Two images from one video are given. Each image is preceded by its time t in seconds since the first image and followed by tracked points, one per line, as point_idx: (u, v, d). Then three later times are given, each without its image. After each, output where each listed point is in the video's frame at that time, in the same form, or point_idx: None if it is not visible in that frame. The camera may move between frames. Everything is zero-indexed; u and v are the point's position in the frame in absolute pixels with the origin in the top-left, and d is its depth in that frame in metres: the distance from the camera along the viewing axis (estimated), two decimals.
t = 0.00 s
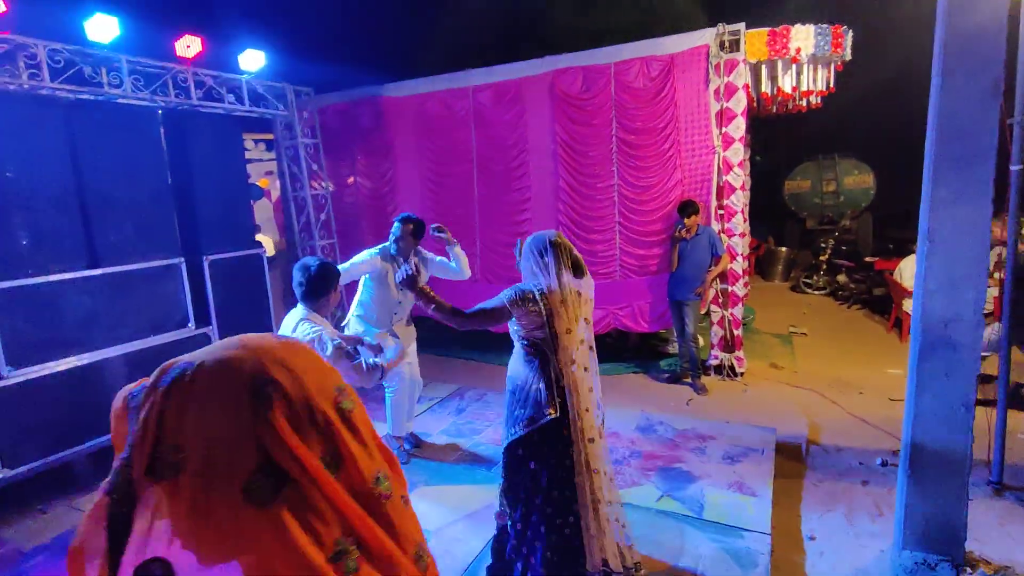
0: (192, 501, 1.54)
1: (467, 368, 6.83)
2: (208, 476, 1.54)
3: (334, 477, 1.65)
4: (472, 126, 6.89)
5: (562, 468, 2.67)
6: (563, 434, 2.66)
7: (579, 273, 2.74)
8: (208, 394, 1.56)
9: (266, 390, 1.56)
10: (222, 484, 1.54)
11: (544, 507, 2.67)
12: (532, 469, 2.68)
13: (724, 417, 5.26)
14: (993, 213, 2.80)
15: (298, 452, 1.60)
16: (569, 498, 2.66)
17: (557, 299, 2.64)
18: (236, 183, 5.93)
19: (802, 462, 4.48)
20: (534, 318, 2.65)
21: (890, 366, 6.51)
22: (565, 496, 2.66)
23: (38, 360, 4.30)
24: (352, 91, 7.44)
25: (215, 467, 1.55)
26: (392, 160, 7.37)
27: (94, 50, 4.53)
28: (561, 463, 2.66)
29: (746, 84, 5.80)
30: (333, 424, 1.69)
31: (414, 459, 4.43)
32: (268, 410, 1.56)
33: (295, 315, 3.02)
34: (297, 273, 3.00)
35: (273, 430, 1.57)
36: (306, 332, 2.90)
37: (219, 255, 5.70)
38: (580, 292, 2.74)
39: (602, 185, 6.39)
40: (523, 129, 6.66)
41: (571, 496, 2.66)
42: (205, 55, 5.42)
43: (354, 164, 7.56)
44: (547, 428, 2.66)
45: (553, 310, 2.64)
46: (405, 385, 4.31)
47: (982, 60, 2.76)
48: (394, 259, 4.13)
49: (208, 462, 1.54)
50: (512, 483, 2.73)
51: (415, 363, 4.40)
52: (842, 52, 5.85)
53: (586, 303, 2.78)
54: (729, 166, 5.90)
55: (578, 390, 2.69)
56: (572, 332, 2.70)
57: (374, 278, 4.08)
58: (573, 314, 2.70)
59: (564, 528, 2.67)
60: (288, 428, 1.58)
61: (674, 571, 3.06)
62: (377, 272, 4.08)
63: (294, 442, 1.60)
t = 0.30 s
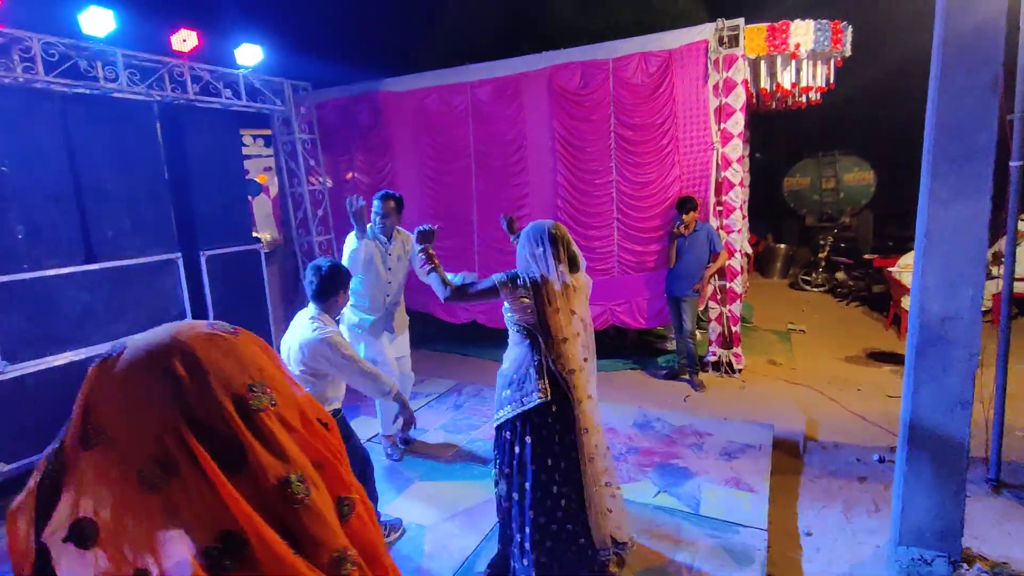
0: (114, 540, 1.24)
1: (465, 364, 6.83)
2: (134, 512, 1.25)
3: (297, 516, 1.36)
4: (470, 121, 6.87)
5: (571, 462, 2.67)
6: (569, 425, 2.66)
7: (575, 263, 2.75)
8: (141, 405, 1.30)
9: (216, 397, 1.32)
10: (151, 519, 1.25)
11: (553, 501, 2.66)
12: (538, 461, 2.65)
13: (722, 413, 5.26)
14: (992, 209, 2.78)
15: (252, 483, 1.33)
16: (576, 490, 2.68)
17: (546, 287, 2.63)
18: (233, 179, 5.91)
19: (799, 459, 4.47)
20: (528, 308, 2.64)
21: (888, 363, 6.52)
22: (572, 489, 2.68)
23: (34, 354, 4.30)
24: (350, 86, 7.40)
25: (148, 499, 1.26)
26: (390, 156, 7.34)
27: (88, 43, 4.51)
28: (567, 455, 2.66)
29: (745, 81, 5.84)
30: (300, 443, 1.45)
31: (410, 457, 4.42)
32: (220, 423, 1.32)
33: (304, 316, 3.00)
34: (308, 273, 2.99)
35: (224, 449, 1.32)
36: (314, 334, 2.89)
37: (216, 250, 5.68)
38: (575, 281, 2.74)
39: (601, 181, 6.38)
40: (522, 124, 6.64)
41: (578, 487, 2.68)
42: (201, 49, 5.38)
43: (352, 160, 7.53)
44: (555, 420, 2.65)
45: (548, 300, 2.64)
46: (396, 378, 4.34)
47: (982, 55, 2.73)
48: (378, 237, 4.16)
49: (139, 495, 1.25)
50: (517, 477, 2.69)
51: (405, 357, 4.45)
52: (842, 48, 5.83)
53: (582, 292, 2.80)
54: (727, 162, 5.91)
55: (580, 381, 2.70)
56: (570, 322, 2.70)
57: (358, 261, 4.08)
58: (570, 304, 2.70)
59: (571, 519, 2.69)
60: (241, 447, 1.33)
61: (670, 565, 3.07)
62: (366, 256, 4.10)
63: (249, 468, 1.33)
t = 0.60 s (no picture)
0: (28, 478, 1.31)
1: (468, 357, 6.82)
2: (43, 451, 1.32)
3: (204, 469, 1.40)
4: (473, 114, 6.84)
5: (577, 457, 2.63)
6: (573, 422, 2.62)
7: (578, 257, 2.70)
8: (66, 357, 1.38)
9: (135, 353, 1.41)
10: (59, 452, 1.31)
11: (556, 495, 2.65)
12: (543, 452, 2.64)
13: (725, 407, 5.24)
14: (1000, 200, 2.75)
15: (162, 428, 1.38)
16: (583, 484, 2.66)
17: (546, 279, 2.62)
18: (235, 169, 5.89)
19: (802, 452, 4.45)
20: (526, 303, 2.63)
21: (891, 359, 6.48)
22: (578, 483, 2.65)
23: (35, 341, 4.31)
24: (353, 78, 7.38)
25: (57, 439, 1.33)
26: (392, 149, 7.33)
27: (90, 30, 4.43)
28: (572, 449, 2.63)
29: (751, 73, 5.75)
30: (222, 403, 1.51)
31: (412, 447, 4.43)
32: (137, 375, 1.40)
33: (313, 305, 2.99)
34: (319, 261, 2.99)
35: (141, 401, 1.40)
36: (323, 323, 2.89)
37: (218, 241, 5.67)
38: (577, 276, 2.70)
39: (605, 174, 6.35)
40: (525, 117, 6.61)
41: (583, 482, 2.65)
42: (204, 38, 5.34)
43: (355, 152, 7.51)
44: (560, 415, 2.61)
45: (545, 295, 2.61)
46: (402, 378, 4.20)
47: (992, 43, 2.70)
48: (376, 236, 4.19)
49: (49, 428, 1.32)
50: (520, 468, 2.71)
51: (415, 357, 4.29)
52: (848, 41, 5.85)
53: (586, 289, 2.74)
54: (732, 156, 5.83)
55: (581, 379, 2.64)
56: (571, 318, 2.66)
57: (354, 254, 4.14)
58: (570, 300, 2.67)
59: (575, 514, 2.68)
60: (154, 399, 1.40)
61: (669, 558, 3.04)
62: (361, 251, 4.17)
63: (158, 418, 1.40)
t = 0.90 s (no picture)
0: None
1: (470, 341, 6.80)
2: None
3: (144, 383, 1.29)
4: (475, 96, 6.77)
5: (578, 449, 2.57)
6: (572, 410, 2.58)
7: (580, 235, 2.64)
8: None
9: (72, 257, 1.26)
10: None
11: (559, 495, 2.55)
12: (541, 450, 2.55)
13: (728, 389, 5.23)
14: (1013, 172, 2.70)
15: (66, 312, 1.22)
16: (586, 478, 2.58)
17: (547, 258, 2.54)
18: (235, 151, 5.85)
19: (806, 433, 4.44)
20: (529, 284, 2.55)
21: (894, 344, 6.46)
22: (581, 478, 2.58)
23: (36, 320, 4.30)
24: (353, 61, 7.30)
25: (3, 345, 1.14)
26: (393, 132, 7.27)
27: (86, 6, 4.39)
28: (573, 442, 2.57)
29: (756, 54, 5.69)
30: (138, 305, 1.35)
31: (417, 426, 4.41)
32: (72, 279, 1.25)
33: (310, 273, 2.96)
34: (320, 228, 2.97)
35: (77, 305, 1.25)
36: (320, 294, 2.86)
37: (219, 223, 5.63)
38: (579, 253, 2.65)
39: (608, 157, 6.30)
40: (527, 99, 6.55)
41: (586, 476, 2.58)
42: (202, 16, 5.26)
43: (355, 136, 7.46)
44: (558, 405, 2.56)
45: (549, 275, 2.54)
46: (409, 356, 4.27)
47: (1008, 11, 2.63)
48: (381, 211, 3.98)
49: None
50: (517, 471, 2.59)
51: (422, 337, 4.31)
52: (855, 22, 5.59)
53: (588, 266, 2.71)
54: (736, 138, 5.79)
55: (585, 361, 2.60)
56: (574, 298, 2.61)
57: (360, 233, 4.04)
58: (574, 279, 2.61)
59: (580, 511, 2.59)
60: (95, 308, 1.26)
61: (675, 535, 3.04)
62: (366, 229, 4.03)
63: (100, 327, 1.26)
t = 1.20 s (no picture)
0: None
1: (468, 325, 6.77)
2: None
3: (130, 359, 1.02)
4: (470, 77, 6.69)
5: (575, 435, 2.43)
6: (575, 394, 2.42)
7: (577, 195, 2.44)
8: None
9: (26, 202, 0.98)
10: None
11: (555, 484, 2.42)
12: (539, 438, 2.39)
13: (729, 365, 5.23)
14: (1020, 133, 2.68)
15: None
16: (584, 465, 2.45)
17: (544, 220, 2.37)
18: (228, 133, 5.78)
19: (808, 407, 4.44)
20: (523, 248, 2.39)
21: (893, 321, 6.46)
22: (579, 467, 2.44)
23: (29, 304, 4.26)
24: (345, 43, 7.20)
25: None
26: (388, 116, 7.19)
27: None
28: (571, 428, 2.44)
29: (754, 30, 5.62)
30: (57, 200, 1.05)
31: (416, 407, 4.35)
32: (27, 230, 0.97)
33: (298, 251, 2.90)
34: (309, 205, 2.89)
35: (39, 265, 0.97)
36: (310, 274, 2.80)
37: (213, 206, 5.58)
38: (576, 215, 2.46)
39: (605, 137, 6.24)
40: (523, 79, 6.47)
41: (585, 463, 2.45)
42: None
43: (349, 120, 7.37)
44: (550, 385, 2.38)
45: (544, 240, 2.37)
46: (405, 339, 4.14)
47: None
48: (379, 192, 3.85)
49: None
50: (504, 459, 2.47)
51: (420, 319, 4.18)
52: None
53: (586, 230, 2.52)
54: (735, 115, 5.74)
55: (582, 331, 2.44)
56: (571, 263, 2.43)
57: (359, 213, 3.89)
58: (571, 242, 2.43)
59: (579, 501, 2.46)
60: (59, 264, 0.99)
61: (684, 505, 3.02)
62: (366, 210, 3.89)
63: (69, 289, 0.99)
